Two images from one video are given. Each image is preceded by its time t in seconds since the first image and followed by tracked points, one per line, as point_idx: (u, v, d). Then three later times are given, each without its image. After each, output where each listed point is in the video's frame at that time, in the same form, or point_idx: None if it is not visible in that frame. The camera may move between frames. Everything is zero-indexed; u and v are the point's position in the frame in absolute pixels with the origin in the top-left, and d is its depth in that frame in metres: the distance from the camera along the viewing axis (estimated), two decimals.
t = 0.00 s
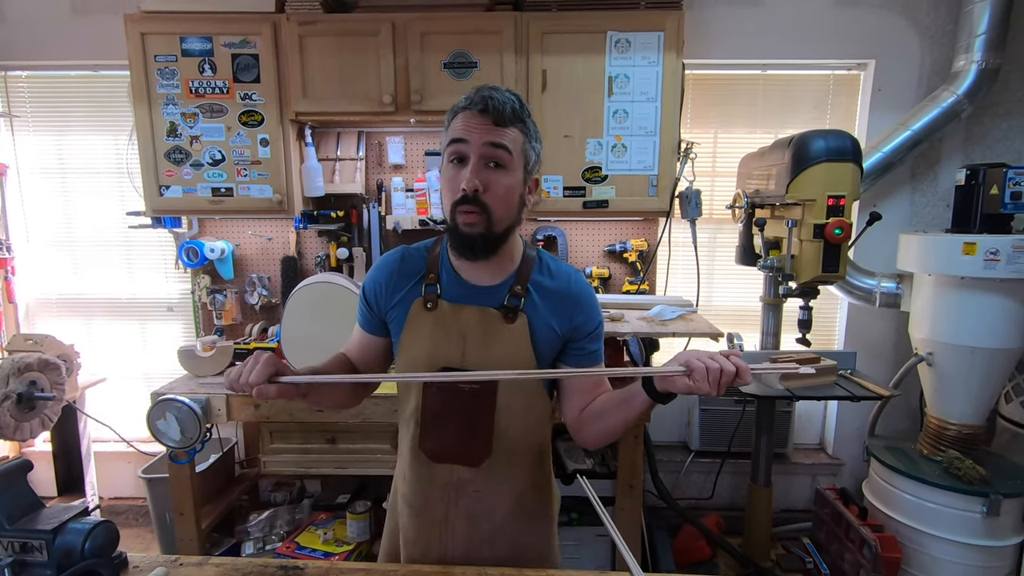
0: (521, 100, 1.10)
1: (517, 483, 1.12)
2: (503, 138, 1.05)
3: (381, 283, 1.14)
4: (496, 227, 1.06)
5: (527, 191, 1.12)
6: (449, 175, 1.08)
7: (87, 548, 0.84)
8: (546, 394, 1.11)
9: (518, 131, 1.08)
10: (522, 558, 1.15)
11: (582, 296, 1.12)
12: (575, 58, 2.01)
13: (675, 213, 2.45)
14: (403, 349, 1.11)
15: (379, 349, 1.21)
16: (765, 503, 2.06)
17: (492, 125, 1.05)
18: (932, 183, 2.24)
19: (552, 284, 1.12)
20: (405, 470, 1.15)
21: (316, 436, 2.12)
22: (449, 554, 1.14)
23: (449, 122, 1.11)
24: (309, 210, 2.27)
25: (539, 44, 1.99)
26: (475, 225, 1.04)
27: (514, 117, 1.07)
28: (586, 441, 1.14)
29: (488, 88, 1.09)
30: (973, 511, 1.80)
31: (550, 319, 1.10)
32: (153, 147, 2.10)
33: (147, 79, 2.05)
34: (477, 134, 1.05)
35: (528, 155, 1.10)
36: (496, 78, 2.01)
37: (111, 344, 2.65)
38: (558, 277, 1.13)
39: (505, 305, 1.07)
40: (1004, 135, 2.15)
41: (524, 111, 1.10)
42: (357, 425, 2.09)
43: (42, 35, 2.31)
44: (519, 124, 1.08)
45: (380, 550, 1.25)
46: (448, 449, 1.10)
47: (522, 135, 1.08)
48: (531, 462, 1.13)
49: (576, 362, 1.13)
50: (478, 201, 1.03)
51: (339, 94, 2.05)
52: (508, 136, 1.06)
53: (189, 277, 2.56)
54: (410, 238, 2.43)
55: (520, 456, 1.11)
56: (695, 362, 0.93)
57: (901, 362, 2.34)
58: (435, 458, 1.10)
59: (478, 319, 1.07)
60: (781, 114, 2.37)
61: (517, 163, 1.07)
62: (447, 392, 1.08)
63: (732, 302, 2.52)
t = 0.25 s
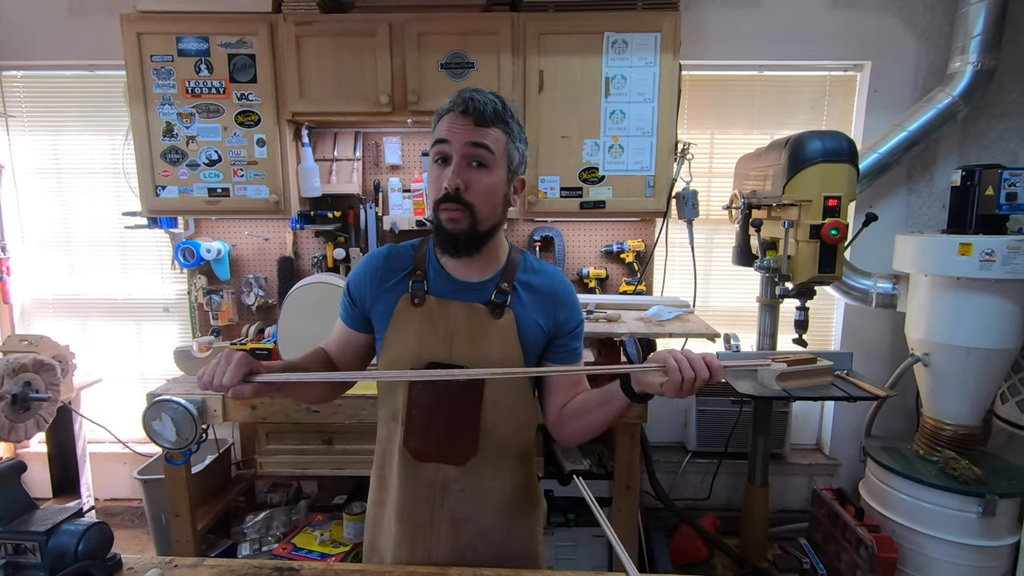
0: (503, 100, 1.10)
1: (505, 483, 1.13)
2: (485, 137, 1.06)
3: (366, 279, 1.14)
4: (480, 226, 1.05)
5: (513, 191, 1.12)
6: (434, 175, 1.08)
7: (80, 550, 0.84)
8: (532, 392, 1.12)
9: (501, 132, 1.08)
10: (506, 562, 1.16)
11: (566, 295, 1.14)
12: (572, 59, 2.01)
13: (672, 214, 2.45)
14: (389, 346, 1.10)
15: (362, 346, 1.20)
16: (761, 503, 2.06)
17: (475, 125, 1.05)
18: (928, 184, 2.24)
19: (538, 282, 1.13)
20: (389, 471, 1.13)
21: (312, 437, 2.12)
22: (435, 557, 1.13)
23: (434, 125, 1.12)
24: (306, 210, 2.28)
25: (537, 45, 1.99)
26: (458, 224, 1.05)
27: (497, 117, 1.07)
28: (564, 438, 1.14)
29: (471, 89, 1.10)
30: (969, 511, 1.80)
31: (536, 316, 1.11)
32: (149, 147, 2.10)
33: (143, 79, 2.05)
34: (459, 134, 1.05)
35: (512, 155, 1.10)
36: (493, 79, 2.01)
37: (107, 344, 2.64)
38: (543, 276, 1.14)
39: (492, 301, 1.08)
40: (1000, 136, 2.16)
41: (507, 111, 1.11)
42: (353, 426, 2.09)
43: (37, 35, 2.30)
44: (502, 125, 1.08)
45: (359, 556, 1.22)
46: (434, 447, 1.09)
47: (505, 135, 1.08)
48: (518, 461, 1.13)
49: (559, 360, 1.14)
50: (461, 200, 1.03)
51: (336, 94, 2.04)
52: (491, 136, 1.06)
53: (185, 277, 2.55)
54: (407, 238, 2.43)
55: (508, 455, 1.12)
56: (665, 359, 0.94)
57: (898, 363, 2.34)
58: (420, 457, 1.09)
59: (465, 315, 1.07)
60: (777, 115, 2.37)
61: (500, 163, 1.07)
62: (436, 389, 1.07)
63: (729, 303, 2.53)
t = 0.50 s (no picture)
0: (483, 100, 1.13)
1: (492, 482, 1.13)
2: (466, 133, 1.08)
3: (346, 277, 1.13)
4: (462, 219, 1.06)
5: (493, 188, 1.14)
6: (415, 171, 1.09)
7: (78, 551, 0.84)
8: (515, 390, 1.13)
9: (481, 129, 1.10)
10: (494, 563, 1.17)
11: (546, 293, 1.16)
12: (570, 60, 2.01)
13: (671, 215, 2.46)
14: (370, 346, 1.09)
15: (341, 346, 1.20)
16: (759, 503, 2.06)
17: (455, 121, 1.08)
18: (925, 185, 2.25)
19: (519, 280, 1.15)
20: (373, 473, 1.13)
21: (311, 438, 2.12)
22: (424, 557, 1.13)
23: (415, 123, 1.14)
24: (304, 211, 2.29)
25: (535, 46, 2.00)
26: (440, 217, 1.05)
27: (476, 114, 1.10)
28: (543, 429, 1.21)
29: (450, 89, 1.13)
30: (967, 512, 1.81)
31: (518, 314, 1.12)
32: (147, 147, 2.09)
33: (141, 80, 2.05)
34: (440, 129, 1.07)
35: (492, 152, 1.12)
36: (492, 79, 2.02)
37: (104, 345, 2.64)
38: (523, 275, 1.16)
39: (475, 299, 1.08)
40: (996, 137, 2.17)
41: (488, 111, 1.13)
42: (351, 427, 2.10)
43: (35, 36, 2.30)
44: (482, 122, 1.11)
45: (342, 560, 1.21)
46: (419, 449, 1.08)
47: (485, 132, 1.11)
48: (504, 460, 1.14)
49: (540, 357, 1.17)
50: (443, 193, 1.04)
51: (334, 95, 2.04)
52: (472, 131, 1.08)
53: (184, 278, 2.55)
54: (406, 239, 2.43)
55: (494, 454, 1.13)
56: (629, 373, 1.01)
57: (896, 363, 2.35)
58: (405, 458, 1.09)
59: (449, 314, 1.08)
60: (775, 116, 2.37)
61: (481, 158, 1.09)
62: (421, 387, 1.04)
63: (727, 303, 2.53)
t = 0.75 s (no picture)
0: (471, 100, 1.13)
1: (488, 483, 1.14)
2: (454, 133, 1.07)
3: (337, 282, 1.13)
4: (451, 221, 1.06)
5: (482, 188, 1.14)
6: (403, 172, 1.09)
7: (81, 551, 0.84)
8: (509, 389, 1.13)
9: (469, 129, 1.10)
10: (490, 563, 1.18)
11: (538, 291, 1.16)
12: (571, 61, 2.01)
13: (672, 216, 2.46)
14: (362, 349, 1.09)
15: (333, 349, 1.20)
16: (760, 504, 2.06)
17: (443, 121, 1.07)
18: (927, 186, 2.25)
19: (510, 280, 1.15)
20: (368, 475, 1.13)
21: (312, 438, 2.11)
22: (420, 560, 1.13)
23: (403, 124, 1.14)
24: (306, 212, 2.29)
25: (536, 47, 2.00)
26: (429, 217, 1.05)
27: (463, 114, 1.10)
28: (538, 426, 1.21)
29: (437, 89, 1.12)
30: (968, 513, 1.81)
31: (510, 314, 1.12)
32: (149, 148, 2.10)
33: (143, 81, 2.05)
34: (428, 130, 1.07)
35: (480, 151, 1.12)
36: (493, 81, 2.02)
37: (106, 346, 2.64)
38: (515, 274, 1.16)
39: (466, 301, 1.09)
40: (998, 138, 2.17)
41: (475, 110, 1.13)
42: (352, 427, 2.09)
43: (37, 37, 2.30)
44: (470, 122, 1.11)
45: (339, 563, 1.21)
46: (413, 451, 1.09)
47: (472, 132, 1.11)
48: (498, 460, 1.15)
49: (534, 356, 1.17)
50: (431, 193, 1.04)
51: (336, 96, 2.05)
52: (459, 131, 1.08)
53: (185, 279, 2.55)
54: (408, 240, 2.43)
55: (488, 454, 1.13)
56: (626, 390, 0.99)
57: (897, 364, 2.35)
58: (400, 460, 1.09)
59: (440, 316, 1.08)
60: (776, 117, 2.37)
61: (469, 158, 1.09)
62: (414, 388, 1.05)
63: (728, 304, 2.53)
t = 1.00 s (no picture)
0: (463, 99, 1.13)
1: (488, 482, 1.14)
2: (448, 133, 1.08)
3: (337, 284, 1.13)
4: (446, 221, 1.07)
5: (477, 188, 1.14)
6: (398, 173, 1.09)
7: (83, 551, 0.84)
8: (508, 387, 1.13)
9: (463, 129, 1.10)
10: (490, 562, 1.18)
11: (536, 290, 1.16)
12: (572, 62, 2.01)
13: (673, 217, 2.46)
14: (362, 350, 1.10)
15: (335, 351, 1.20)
16: (761, 505, 2.06)
17: (436, 122, 1.07)
18: (928, 187, 2.25)
19: (509, 279, 1.15)
20: (369, 475, 1.13)
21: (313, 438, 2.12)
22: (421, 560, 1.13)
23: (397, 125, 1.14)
24: (307, 213, 2.28)
25: (537, 48, 2.00)
26: (425, 219, 1.05)
27: (457, 114, 1.10)
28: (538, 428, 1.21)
29: (430, 89, 1.12)
30: (970, 514, 1.80)
31: (508, 313, 1.12)
32: (151, 149, 2.10)
33: (145, 82, 2.05)
34: (421, 132, 1.07)
35: (475, 151, 1.12)
36: (494, 82, 2.02)
37: (108, 346, 2.65)
38: (513, 273, 1.16)
39: (463, 301, 1.09)
40: (999, 139, 2.17)
41: (468, 109, 1.13)
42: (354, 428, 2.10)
43: (39, 38, 2.31)
44: (464, 122, 1.11)
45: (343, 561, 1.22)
46: (412, 450, 1.09)
47: (467, 132, 1.11)
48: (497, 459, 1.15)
49: (533, 354, 1.17)
50: (427, 195, 1.05)
51: (337, 97, 2.05)
52: (454, 132, 1.08)
53: (187, 279, 2.56)
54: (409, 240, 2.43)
55: (487, 454, 1.13)
56: (583, 419, 0.98)
57: (898, 364, 2.34)
58: (399, 459, 1.10)
59: (438, 316, 1.08)
60: (777, 118, 2.37)
61: (463, 158, 1.09)
62: (412, 388, 1.06)
63: (729, 305, 2.53)
